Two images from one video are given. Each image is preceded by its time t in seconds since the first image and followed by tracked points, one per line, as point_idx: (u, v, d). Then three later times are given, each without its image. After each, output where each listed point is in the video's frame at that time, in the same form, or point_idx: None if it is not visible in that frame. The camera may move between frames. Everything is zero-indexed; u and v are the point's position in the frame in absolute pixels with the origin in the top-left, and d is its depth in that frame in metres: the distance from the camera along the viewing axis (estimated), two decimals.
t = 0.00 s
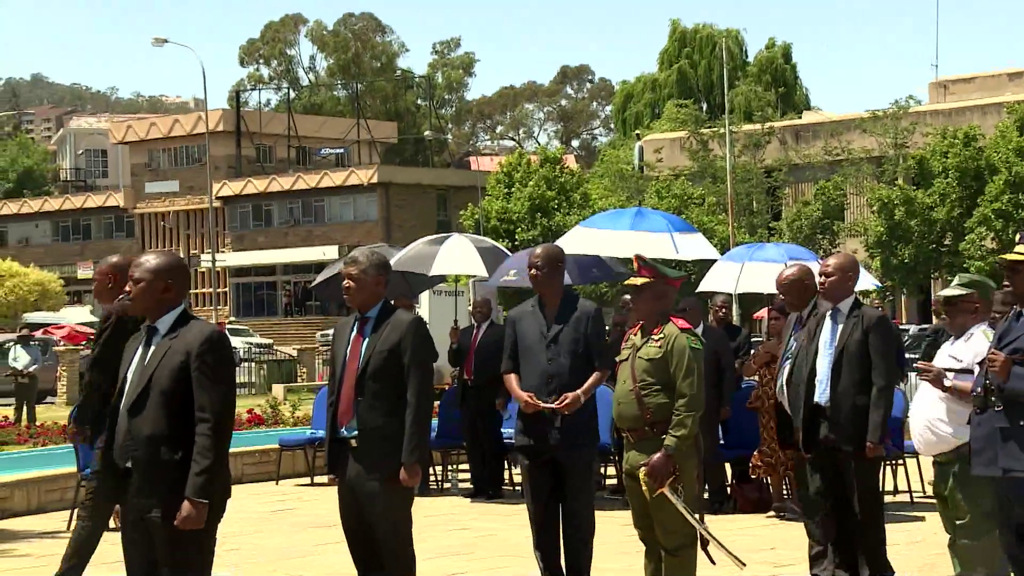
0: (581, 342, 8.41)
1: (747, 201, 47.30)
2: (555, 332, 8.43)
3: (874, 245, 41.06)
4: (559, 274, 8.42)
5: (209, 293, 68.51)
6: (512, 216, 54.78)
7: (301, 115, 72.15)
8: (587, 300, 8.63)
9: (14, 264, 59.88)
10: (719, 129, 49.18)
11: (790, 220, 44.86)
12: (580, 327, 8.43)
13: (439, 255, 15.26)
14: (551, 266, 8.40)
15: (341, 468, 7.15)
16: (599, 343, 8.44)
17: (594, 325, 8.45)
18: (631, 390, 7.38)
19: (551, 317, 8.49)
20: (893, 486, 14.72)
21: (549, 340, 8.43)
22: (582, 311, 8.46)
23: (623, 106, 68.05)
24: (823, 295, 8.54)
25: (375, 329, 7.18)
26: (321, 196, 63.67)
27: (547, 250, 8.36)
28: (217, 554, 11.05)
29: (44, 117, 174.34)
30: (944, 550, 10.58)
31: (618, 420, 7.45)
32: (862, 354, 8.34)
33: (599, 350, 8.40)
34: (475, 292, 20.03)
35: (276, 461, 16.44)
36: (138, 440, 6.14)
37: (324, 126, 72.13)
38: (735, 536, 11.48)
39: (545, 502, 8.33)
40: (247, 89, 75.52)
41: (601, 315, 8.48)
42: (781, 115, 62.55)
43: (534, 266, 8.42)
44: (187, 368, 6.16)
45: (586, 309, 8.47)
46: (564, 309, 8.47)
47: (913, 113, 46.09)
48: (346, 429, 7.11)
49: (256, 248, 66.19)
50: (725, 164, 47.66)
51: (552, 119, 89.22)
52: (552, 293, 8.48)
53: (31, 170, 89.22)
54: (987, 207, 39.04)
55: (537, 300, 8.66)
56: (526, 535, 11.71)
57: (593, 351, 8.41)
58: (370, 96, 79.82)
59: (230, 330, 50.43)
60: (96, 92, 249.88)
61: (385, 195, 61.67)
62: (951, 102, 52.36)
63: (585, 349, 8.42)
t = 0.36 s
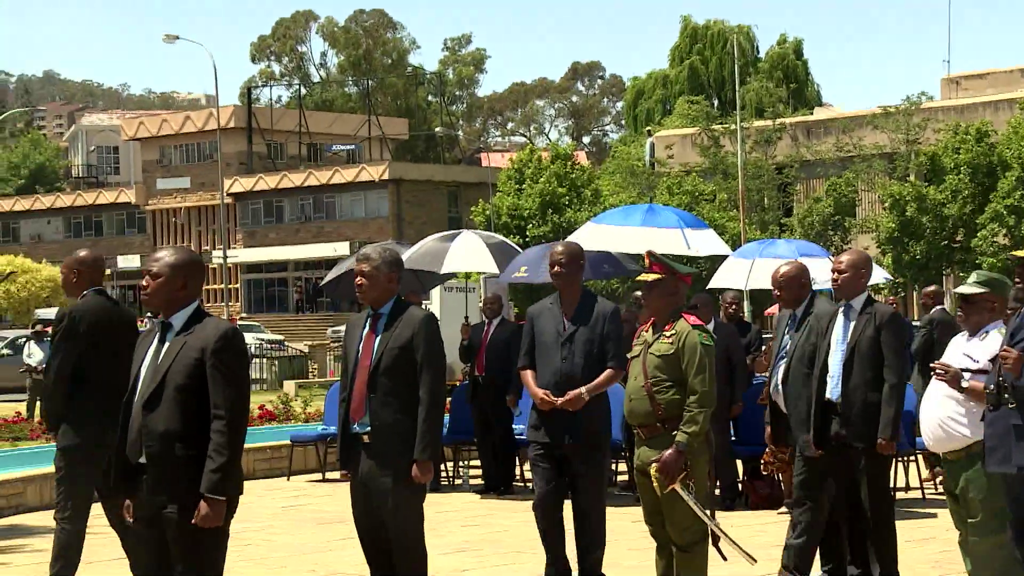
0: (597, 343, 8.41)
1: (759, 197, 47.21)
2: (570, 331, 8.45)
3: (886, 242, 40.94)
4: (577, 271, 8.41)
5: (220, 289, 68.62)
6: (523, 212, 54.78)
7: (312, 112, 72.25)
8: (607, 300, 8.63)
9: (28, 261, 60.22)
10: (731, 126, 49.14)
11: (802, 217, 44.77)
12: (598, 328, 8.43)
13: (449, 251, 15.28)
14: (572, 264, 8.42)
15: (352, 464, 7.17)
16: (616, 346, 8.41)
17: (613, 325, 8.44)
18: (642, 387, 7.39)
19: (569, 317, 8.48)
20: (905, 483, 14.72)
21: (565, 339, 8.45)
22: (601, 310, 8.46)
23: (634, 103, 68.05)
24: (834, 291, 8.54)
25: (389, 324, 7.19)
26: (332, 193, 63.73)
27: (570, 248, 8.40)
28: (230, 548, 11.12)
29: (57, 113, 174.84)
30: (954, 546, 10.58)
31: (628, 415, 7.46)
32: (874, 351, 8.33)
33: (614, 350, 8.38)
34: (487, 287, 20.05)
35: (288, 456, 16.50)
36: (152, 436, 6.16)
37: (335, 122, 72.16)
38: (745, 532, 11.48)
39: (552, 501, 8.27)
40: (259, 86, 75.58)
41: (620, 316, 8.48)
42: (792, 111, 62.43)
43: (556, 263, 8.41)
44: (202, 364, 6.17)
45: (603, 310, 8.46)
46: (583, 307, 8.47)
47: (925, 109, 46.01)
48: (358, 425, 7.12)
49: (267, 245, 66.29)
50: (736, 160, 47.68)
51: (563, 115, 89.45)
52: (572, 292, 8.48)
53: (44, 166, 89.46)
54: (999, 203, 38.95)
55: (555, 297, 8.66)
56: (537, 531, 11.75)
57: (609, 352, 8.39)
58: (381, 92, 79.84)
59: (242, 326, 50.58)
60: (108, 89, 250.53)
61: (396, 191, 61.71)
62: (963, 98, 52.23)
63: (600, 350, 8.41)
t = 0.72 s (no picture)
0: (597, 329, 8.44)
1: (774, 184, 47.06)
2: (570, 317, 8.48)
3: (901, 228, 40.80)
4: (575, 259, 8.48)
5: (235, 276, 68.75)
6: (538, 199, 54.77)
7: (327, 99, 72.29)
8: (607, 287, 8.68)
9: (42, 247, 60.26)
10: (745, 113, 49.06)
11: (817, 203, 44.63)
12: (598, 314, 8.46)
13: (463, 239, 15.29)
14: (569, 251, 8.49)
15: (369, 450, 7.19)
16: (615, 331, 8.44)
17: (613, 310, 8.46)
18: (657, 374, 7.39)
19: (569, 305, 8.53)
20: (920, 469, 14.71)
21: (565, 326, 8.49)
22: (600, 296, 8.49)
23: (648, 89, 67.97)
24: (849, 278, 8.52)
25: (404, 311, 7.19)
26: (347, 179, 63.77)
27: (566, 235, 8.45)
28: (245, 534, 11.17)
29: (72, 101, 175.23)
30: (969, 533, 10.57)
31: (643, 403, 7.46)
32: (889, 337, 8.31)
33: (614, 337, 8.41)
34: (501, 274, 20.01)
35: (302, 443, 16.52)
36: (166, 423, 6.18)
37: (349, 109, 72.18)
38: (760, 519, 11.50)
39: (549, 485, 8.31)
40: (273, 73, 75.67)
41: (620, 301, 8.50)
42: (808, 97, 62.33)
43: (552, 251, 8.47)
44: (212, 352, 6.19)
45: (602, 296, 8.49)
46: (582, 294, 8.51)
47: (941, 95, 45.86)
48: (373, 411, 7.15)
49: (281, 232, 66.40)
50: (751, 147, 47.53)
51: (577, 102, 89.58)
52: (569, 280, 8.53)
53: (59, 153, 89.65)
54: (1016, 189, 38.84)
55: (554, 286, 8.71)
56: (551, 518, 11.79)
57: (610, 337, 8.42)
58: (396, 79, 79.90)
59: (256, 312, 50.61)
60: (124, 77, 251.07)
61: (411, 178, 61.77)
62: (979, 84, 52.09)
63: (600, 336, 8.44)
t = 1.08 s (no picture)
0: (582, 313, 8.37)
1: (789, 170, 46.88)
2: (557, 303, 8.44)
3: (916, 216, 40.66)
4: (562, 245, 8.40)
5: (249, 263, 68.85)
6: (551, 186, 54.71)
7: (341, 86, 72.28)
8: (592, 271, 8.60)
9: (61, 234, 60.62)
10: (759, 100, 48.96)
11: (832, 190, 44.50)
12: (582, 298, 8.39)
13: (476, 225, 15.29)
14: (556, 236, 8.41)
15: (385, 436, 7.20)
16: (602, 315, 8.34)
17: (599, 296, 8.39)
18: (672, 360, 7.40)
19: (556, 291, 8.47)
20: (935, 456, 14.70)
21: (550, 311, 8.45)
22: (585, 279, 8.43)
23: (662, 76, 67.87)
24: (864, 265, 8.50)
25: (420, 299, 7.20)
26: (360, 166, 63.79)
27: (552, 220, 8.38)
28: (259, 521, 11.18)
29: (86, 88, 175.42)
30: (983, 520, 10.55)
31: (659, 388, 7.45)
32: (904, 324, 8.27)
33: (601, 321, 8.32)
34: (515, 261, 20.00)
35: (316, 430, 16.54)
36: (176, 410, 6.19)
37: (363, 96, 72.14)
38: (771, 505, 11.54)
39: (548, 470, 8.36)
40: (287, 60, 75.70)
41: (608, 285, 8.42)
42: (823, 84, 62.15)
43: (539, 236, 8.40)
44: (218, 337, 6.19)
45: (587, 280, 8.40)
46: (566, 279, 8.46)
47: (956, 82, 45.68)
48: (388, 398, 7.15)
49: (295, 219, 66.46)
50: (765, 134, 47.39)
51: (591, 89, 89.67)
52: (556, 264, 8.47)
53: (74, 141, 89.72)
54: None
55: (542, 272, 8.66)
56: (562, 505, 11.76)
57: (596, 322, 8.34)
58: (409, 66, 79.89)
59: (270, 299, 50.71)
60: (138, 64, 251.03)
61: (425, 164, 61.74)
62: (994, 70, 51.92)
63: (586, 321, 8.37)
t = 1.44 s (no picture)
0: (575, 301, 8.39)
1: (799, 160, 46.78)
2: (547, 292, 8.43)
3: (927, 205, 40.54)
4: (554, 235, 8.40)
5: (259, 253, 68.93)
6: (562, 175, 54.68)
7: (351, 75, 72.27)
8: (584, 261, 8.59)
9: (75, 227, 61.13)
10: (770, 89, 48.86)
11: (842, 180, 44.39)
12: (576, 287, 8.40)
13: (487, 214, 15.27)
14: (551, 227, 8.40)
15: (397, 425, 7.20)
16: (595, 303, 8.36)
17: (591, 284, 8.40)
18: (684, 349, 7.38)
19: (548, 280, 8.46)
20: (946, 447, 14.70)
21: (541, 300, 8.44)
22: (577, 270, 8.43)
23: (673, 66, 67.77)
24: (875, 253, 8.47)
25: (432, 288, 7.19)
26: (371, 156, 63.78)
27: (548, 210, 8.38)
28: (270, 510, 11.20)
29: (98, 77, 175.52)
30: (994, 510, 10.53)
31: (669, 379, 7.45)
32: (915, 314, 8.26)
33: (592, 310, 8.34)
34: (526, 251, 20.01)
35: (326, 419, 16.58)
36: (186, 396, 6.19)
37: (373, 85, 72.10)
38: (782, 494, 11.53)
39: (547, 465, 8.32)
40: (298, 49, 75.63)
41: (599, 274, 8.43)
42: (834, 73, 61.98)
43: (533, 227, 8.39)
44: (230, 325, 6.18)
45: (578, 270, 8.41)
46: (559, 267, 8.45)
47: (968, 70, 45.55)
48: (400, 387, 7.16)
49: (306, 208, 66.52)
50: (776, 123, 47.26)
51: (601, 78, 89.62)
52: (548, 254, 8.46)
53: (85, 130, 89.77)
54: None
55: (534, 262, 8.63)
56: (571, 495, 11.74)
57: (587, 312, 8.34)
58: (419, 55, 79.81)
59: (281, 289, 50.76)
60: (149, 53, 251.14)
61: (435, 154, 61.72)
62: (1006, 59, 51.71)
63: (578, 310, 8.38)
